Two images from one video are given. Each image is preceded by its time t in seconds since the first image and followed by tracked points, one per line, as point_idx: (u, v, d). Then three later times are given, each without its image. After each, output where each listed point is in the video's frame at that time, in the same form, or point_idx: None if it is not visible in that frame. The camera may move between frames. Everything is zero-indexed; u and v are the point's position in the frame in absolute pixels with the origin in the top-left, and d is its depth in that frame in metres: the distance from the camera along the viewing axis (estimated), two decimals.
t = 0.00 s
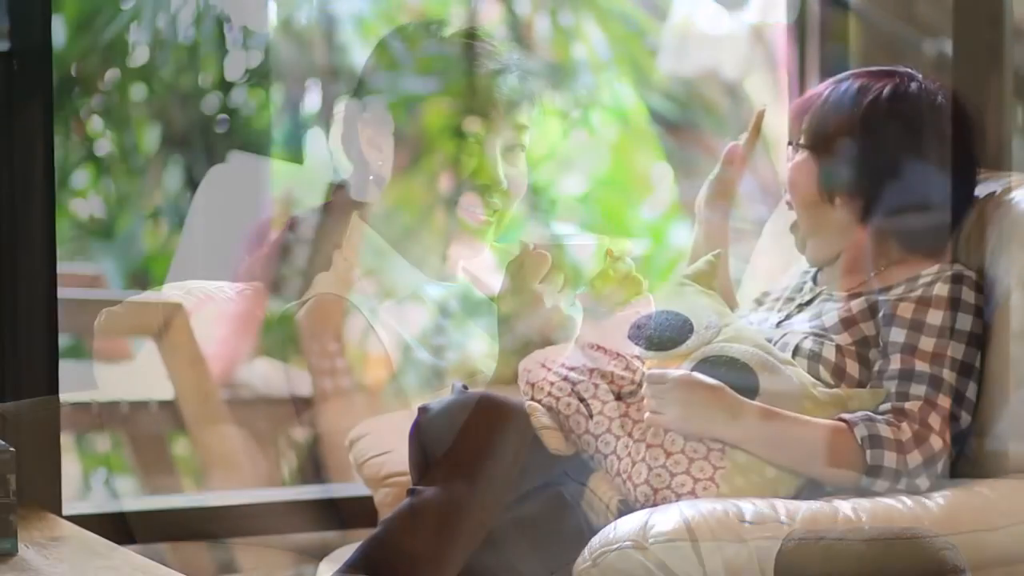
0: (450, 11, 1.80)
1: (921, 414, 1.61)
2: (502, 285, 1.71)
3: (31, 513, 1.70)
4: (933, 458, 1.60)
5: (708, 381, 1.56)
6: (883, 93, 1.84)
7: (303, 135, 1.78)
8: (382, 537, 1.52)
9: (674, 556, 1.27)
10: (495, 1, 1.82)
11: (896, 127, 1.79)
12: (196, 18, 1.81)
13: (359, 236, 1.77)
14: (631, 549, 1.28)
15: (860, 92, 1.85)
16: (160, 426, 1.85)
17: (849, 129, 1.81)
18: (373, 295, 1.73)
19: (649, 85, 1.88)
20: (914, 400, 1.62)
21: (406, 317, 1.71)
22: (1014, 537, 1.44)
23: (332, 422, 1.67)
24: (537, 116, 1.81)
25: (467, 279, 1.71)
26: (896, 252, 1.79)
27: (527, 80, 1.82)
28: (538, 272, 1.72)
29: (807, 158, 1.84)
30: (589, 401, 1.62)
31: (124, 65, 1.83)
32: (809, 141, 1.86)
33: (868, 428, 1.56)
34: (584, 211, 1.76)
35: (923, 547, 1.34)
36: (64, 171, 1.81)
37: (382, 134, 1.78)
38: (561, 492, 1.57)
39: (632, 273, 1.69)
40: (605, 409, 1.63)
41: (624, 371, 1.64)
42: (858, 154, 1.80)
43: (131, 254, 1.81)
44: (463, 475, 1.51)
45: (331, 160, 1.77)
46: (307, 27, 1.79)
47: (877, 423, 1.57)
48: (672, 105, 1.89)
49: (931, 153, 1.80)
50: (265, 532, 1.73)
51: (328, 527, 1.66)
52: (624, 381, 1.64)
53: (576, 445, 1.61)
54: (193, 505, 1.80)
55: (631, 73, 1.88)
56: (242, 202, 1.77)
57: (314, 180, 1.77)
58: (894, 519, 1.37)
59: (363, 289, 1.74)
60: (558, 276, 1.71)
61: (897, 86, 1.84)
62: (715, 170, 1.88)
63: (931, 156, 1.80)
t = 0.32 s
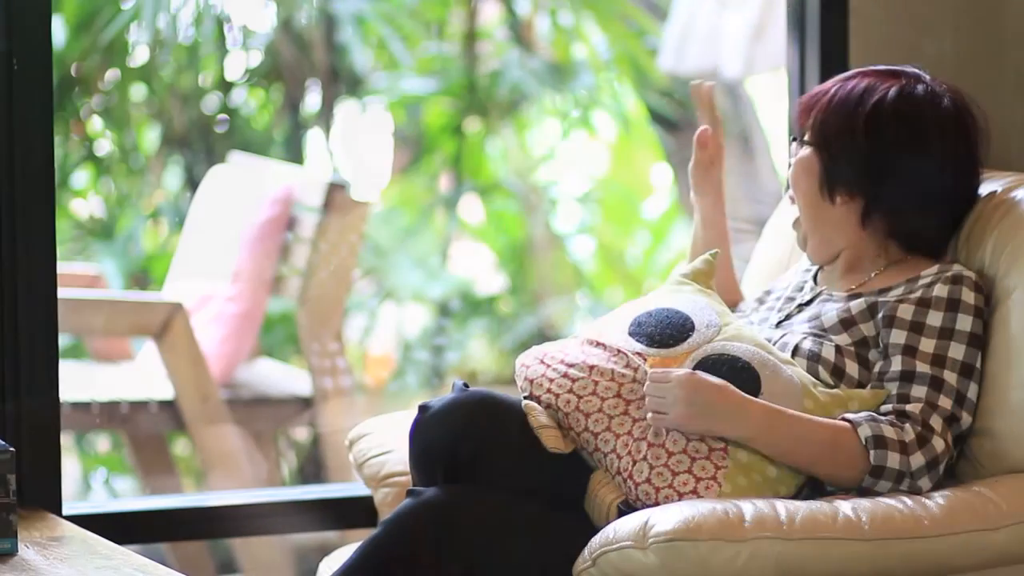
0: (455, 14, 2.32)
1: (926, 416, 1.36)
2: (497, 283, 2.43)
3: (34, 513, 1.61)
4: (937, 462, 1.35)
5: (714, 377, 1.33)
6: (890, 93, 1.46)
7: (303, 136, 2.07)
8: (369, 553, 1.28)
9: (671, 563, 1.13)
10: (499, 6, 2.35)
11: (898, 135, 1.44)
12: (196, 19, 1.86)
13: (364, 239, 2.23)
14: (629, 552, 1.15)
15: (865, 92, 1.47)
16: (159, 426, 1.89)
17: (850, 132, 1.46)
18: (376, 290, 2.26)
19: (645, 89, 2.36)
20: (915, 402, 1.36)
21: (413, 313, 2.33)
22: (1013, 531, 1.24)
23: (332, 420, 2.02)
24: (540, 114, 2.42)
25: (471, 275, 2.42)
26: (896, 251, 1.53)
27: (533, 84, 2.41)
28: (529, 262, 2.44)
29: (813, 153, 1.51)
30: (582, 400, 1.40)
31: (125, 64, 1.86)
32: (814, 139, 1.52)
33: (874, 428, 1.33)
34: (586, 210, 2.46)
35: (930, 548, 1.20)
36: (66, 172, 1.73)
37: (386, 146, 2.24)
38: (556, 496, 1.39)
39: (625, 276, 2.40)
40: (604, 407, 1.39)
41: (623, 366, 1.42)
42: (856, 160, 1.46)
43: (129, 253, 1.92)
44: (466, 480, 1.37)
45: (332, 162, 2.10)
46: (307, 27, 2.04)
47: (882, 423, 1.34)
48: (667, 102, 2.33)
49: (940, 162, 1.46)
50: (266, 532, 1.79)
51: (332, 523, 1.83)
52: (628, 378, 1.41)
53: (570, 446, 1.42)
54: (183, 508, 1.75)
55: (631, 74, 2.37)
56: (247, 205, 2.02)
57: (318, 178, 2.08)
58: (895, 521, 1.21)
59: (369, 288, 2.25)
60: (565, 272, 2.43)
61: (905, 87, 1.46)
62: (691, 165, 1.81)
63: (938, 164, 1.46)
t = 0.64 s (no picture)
0: (455, 14, 2.32)
1: (922, 425, 1.36)
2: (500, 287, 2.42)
3: (35, 513, 1.61)
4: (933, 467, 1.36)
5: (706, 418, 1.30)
6: (898, 96, 1.45)
7: (302, 139, 2.06)
8: (369, 553, 1.28)
9: (671, 563, 1.13)
10: (498, 6, 2.35)
11: (905, 139, 1.44)
12: (196, 18, 1.88)
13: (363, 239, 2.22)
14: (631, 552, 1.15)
15: (871, 95, 1.47)
16: (159, 426, 1.89)
17: (857, 134, 1.46)
18: (376, 290, 2.25)
19: (645, 89, 2.39)
20: (915, 410, 1.36)
21: (412, 314, 2.32)
22: (1012, 531, 1.24)
23: (332, 419, 2.04)
24: (541, 114, 2.43)
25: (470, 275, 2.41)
26: (898, 255, 1.53)
27: (533, 84, 2.41)
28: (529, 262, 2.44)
29: (816, 155, 1.51)
30: (575, 406, 1.39)
31: (125, 65, 1.87)
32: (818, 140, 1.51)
33: (868, 442, 1.32)
34: (585, 210, 2.47)
35: (929, 548, 1.19)
36: (67, 172, 1.74)
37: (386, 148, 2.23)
38: (553, 496, 1.40)
39: (626, 277, 2.43)
40: (596, 414, 1.38)
41: (616, 370, 1.41)
42: (863, 164, 1.46)
43: (129, 253, 1.92)
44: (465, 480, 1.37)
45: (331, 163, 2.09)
46: (308, 27, 2.04)
47: (876, 436, 1.33)
48: (668, 102, 2.37)
49: (945, 164, 1.46)
50: (265, 532, 1.79)
51: (332, 523, 1.83)
52: (623, 382, 1.40)
53: (568, 452, 1.41)
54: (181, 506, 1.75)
55: (631, 73, 2.40)
56: (249, 205, 2.01)
57: (319, 178, 2.07)
58: (896, 521, 1.21)
59: (368, 288, 2.23)
60: (565, 272, 2.45)
61: (914, 90, 1.46)
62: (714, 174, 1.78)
63: (943, 168, 1.46)
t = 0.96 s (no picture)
0: (455, 13, 2.31)
1: (923, 425, 1.36)
2: (500, 288, 2.39)
3: (35, 513, 1.62)
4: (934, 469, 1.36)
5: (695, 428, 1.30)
6: (894, 96, 1.45)
7: (302, 141, 2.05)
8: (368, 552, 1.27)
9: (672, 563, 1.13)
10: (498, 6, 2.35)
11: (902, 140, 1.44)
12: (196, 19, 1.88)
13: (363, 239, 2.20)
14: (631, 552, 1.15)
15: (867, 96, 1.46)
16: (159, 425, 1.89)
17: (854, 136, 1.46)
18: (376, 291, 2.23)
19: (645, 89, 2.39)
20: (915, 411, 1.36)
21: (413, 314, 2.30)
22: (1013, 531, 1.24)
23: (332, 420, 2.04)
24: (541, 115, 2.41)
25: (470, 276, 2.39)
26: (898, 257, 1.53)
27: (533, 84, 2.39)
28: (525, 260, 2.42)
29: (814, 159, 1.51)
30: (574, 408, 1.39)
31: (125, 65, 1.87)
32: (815, 143, 1.52)
33: (867, 446, 1.32)
34: (585, 211, 2.45)
35: (929, 548, 1.19)
36: (67, 172, 1.75)
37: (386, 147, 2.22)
38: (553, 497, 1.40)
39: (625, 277, 2.42)
40: (596, 415, 1.38)
41: (615, 371, 1.41)
42: (861, 167, 1.46)
43: (129, 253, 1.91)
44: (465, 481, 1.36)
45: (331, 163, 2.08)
46: (308, 27, 2.04)
47: (874, 439, 1.33)
48: (669, 102, 2.38)
49: (943, 163, 1.46)
50: (264, 531, 1.80)
51: (332, 523, 1.84)
52: (621, 383, 1.39)
53: (567, 453, 1.41)
54: (180, 505, 1.76)
55: (631, 73, 2.39)
56: (249, 205, 2.01)
57: (319, 177, 2.06)
58: (896, 521, 1.21)
59: (369, 287, 2.22)
60: (565, 272, 2.42)
61: (909, 90, 1.46)
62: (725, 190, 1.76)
63: (941, 167, 1.46)
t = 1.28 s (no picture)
0: (454, 13, 2.31)
1: (923, 424, 1.36)
2: (500, 288, 2.39)
3: (35, 513, 1.62)
4: (934, 467, 1.36)
5: (702, 412, 1.33)
6: (889, 97, 1.45)
7: (303, 142, 2.05)
8: (369, 552, 1.28)
9: (671, 562, 1.13)
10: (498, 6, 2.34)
11: (897, 141, 1.44)
12: (196, 18, 1.89)
13: (362, 239, 2.19)
14: (632, 552, 1.14)
15: (862, 97, 1.46)
16: (158, 425, 1.89)
17: (848, 138, 1.46)
18: (377, 290, 2.23)
19: (645, 89, 2.39)
20: (915, 409, 1.37)
21: (413, 314, 2.30)
22: (1013, 531, 1.24)
23: (332, 421, 2.05)
24: (540, 115, 2.40)
25: (470, 276, 2.38)
26: (897, 257, 1.53)
27: (533, 84, 2.39)
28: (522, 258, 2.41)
29: (809, 162, 1.51)
30: (573, 408, 1.39)
31: (125, 65, 1.87)
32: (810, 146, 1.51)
33: (868, 437, 1.33)
34: (586, 211, 2.45)
35: (929, 548, 1.19)
36: (67, 171, 1.75)
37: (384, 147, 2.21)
38: (553, 497, 1.40)
39: (624, 278, 2.43)
40: (595, 416, 1.38)
41: (615, 371, 1.41)
42: (856, 168, 1.46)
43: (129, 253, 1.91)
44: (465, 480, 1.36)
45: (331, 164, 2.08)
46: (308, 28, 2.04)
47: (876, 431, 1.34)
48: (670, 102, 2.38)
49: (940, 163, 1.45)
50: (264, 532, 1.80)
51: (333, 523, 1.84)
52: (620, 383, 1.40)
53: (567, 453, 1.41)
54: (179, 505, 1.77)
55: (631, 73, 2.39)
56: (249, 205, 2.01)
57: (320, 178, 2.06)
58: (896, 521, 1.21)
59: (369, 288, 2.21)
60: (564, 271, 2.41)
61: (904, 90, 1.46)
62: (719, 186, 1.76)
63: (938, 168, 1.45)
